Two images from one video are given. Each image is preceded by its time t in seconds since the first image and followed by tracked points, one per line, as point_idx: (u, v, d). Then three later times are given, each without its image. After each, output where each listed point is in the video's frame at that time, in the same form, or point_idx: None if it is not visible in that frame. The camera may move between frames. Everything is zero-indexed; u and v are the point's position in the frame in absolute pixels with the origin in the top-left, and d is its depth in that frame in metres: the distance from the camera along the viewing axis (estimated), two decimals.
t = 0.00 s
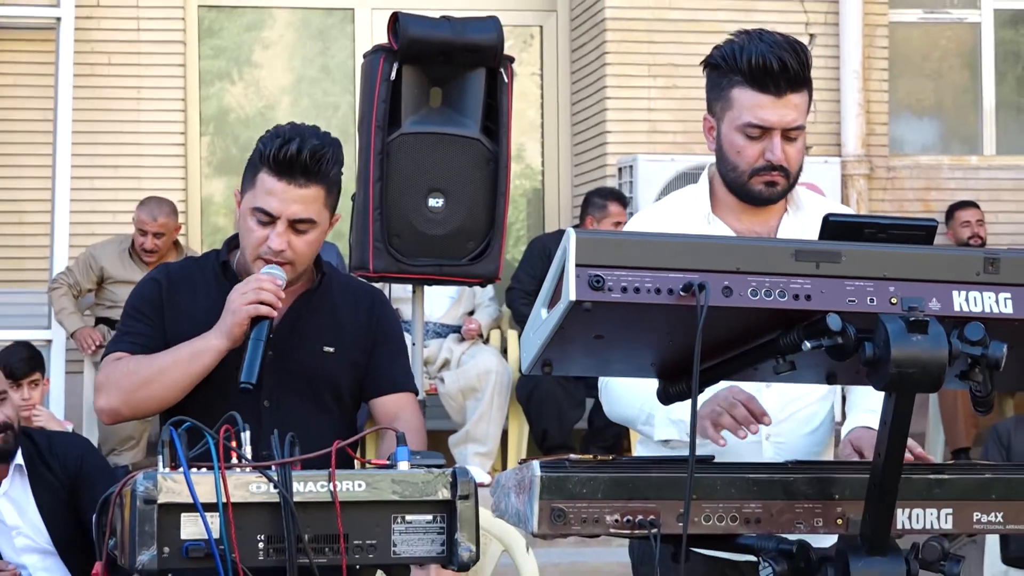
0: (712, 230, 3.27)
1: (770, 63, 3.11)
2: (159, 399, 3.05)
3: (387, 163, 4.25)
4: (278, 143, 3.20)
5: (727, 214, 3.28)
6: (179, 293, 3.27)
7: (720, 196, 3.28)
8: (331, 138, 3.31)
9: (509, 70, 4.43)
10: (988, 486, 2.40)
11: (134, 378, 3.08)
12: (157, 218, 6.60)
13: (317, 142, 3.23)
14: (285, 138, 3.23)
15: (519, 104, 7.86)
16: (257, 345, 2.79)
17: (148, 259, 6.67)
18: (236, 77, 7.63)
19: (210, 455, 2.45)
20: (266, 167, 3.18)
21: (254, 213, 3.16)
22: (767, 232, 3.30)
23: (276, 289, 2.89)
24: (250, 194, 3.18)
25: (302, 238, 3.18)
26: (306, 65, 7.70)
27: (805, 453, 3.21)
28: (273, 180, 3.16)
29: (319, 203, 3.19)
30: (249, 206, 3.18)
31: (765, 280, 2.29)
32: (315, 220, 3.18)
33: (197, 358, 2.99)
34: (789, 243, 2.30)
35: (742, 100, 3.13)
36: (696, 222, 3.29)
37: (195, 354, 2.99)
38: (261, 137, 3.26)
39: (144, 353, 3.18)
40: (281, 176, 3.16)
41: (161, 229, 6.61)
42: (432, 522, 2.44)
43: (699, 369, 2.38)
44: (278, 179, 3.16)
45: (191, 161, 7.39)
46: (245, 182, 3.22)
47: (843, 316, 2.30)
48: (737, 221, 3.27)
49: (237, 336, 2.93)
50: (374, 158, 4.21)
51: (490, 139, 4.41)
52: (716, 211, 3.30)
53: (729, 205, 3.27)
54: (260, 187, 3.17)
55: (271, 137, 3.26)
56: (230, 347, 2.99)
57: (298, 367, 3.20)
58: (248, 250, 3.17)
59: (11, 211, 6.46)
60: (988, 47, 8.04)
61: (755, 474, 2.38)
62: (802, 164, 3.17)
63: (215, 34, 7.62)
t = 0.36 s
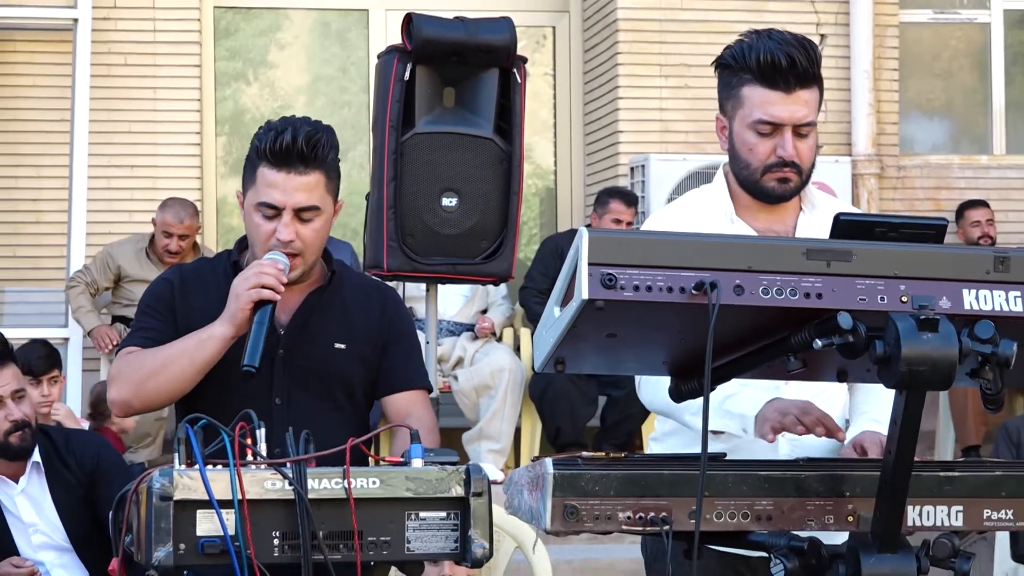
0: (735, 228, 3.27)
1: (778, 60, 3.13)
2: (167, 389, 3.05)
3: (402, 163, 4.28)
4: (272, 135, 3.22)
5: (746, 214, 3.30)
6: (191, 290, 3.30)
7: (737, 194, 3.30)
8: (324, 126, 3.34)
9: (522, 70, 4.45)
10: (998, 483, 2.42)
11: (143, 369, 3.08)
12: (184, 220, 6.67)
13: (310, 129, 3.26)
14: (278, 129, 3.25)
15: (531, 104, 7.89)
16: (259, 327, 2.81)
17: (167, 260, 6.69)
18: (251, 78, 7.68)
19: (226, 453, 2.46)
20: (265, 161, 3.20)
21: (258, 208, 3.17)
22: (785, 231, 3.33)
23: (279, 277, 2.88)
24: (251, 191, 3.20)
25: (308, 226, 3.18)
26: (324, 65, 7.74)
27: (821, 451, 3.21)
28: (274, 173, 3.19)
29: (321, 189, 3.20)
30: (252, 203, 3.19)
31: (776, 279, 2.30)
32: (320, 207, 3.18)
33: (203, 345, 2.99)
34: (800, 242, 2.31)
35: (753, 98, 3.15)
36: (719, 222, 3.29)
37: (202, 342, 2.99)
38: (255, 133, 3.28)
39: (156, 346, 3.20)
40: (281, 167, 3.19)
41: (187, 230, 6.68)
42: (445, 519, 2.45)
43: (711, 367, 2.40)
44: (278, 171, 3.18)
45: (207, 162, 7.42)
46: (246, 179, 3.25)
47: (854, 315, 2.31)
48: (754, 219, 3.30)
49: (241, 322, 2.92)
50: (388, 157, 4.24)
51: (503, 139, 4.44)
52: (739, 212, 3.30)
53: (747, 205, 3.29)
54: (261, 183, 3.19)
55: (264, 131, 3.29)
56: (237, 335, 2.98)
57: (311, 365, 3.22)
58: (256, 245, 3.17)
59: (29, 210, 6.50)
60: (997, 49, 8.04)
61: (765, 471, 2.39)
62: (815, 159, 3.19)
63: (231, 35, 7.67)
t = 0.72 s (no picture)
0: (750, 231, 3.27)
1: (797, 66, 3.11)
2: (175, 393, 3.05)
3: (409, 163, 4.29)
4: (276, 136, 3.23)
5: (761, 216, 3.30)
6: (199, 291, 3.30)
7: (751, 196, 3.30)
8: (328, 125, 3.34)
9: (529, 71, 4.46)
10: (1007, 484, 2.43)
11: (152, 371, 3.08)
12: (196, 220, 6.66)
13: (313, 129, 3.26)
14: (282, 130, 3.26)
15: (539, 105, 7.91)
16: (270, 333, 2.83)
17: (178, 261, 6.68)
18: (259, 78, 7.69)
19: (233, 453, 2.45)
20: (271, 162, 3.20)
21: (264, 209, 3.17)
22: (799, 234, 3.34)
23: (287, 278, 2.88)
24: (257, 192, 3.20)
25: (315, 226, 3.17)
26: (334, 66, 7.76)
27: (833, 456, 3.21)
28: (279, 173, 3.19)
29: (326, 189, 3.20)
30: (258, 203, 3.19)
31: (784, 279, 2.30)
32: (325, 207, 3.18)
33: (212, 350, 2.99)
34: (808, 243, 2.31)
35: (770, 103, 3.14)
36: (733, 224, 3.28)
37: (210, 346, 2.98)
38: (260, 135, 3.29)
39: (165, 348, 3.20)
40: (287, 168, 3.19)
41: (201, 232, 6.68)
42: (454, 520, 2.44)
43: (718, 367, 2.40)
44: (284, 172, 3.19)
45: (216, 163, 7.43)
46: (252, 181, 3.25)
47: (862, 315, 2.31)
48: (768, 222, 3.30)
49: (250, 325, 2.92)
50: (396, 159, 4.25)
51: (511, 140, 4.45)
52: (753, 215, 3.30)
53: (761, 207, 3.29)
54: (267, 183, 3.18)
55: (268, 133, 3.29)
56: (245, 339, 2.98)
57: (319, 365, 3.22)
58: (263, 247, 3.17)
59: (37, 210, 6.51)
60: (1006, 50, 8.03)
61: (773, 472, 2.39)
62: (832, 164, 3.18)
63: (238, 35, 7.67)
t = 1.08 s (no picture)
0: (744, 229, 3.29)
1: (800, 69, 3.11)
2: (180, 387, 3.04)
3: (413, 164, 4.28)
4: (279, 137, 3.23)
5: (759, 215, 3.31)
6: (203, 290, 3.31)
7: (749, 195, 3.31)
8: (331, 125, 3.34)
9: (533, 71, 4.46)
10: (1010, 485, 2.43)
11: (157, 367, 3.08)
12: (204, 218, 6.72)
13: (316, 128, 3.26)
14: (285, 130, 3.26)
15: (542, 105, 7.91)
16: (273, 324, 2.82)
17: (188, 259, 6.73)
18: (263, 79, 7.70)
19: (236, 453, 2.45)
20: (274, 163, 3.21)
21: (267, 209, 3.17)
22: (797, 231, 3.33)
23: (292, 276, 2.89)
24: (260, 192, 3.20)
25: (318, 226, 3.17)
26: (338, 66, 7.77)
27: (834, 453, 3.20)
28: (282, 174, 3.19)
29: (329, 190, 3.20)
30: (262, 203, 3.19)
31: (788, 280, 2.30)
32: (329, 207, 3.18)
33: (217, 343, 2.99)
34: (812, 243, 2.31)
35: (773, 106, 3.14)
36: (727, 222, 3.30)
37: (215, 340, 2.98)
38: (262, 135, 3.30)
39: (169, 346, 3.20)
40: (290, 169, 3.20)
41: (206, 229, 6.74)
42: (457, 520, 2.43)
43: (722, 367, 2.40)
44: (288, 172, 3.19)
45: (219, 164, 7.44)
46: (255, 181, 3.25)
47: (865, 316, 2.31)
48: (767, 222, 3.30)
49: (254, 317, 2.92)
50: (400, 160, 4.24)
51: (514, 140, 4.44)
52: (747, 212, 3.32)
53: (758, 206, 3.29)
54: (271, 184, 3.18)
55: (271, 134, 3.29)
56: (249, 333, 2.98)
57: (322, 366, 3.22)
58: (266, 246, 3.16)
59: (40, 211, 6.51)
60: (1009, 51, 8.03)
61: (776, 473, 2.39)
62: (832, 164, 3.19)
63: (242, 35, 7.68)
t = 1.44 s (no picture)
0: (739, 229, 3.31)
1: (785, 75, 3.10)
2: (186, 384, 3.04)
3: (417, 164, 4.29)
4: (278, 131, 3.23)
5: (755, 215, 3.30)
6: (206, 290, 3.31)
7: (746, 195, 3.31)
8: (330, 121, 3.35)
9: (537, 71, 4.45)
10: (1015, 486, 2.43)
11: (163, 365, 3.08)
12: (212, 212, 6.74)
13: (316, 122, 3.27)
14: (284, 124, 3.26)
15: (546, 105, 7.91)
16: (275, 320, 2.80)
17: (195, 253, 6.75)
18: (268, 79, 7.70)
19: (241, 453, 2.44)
20: (275, 157, 3.21)
21: (269, 204, 3.16)
22: (796, 232, 3.31)
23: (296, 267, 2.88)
24: (261, 188, 3.20)
25: (320, 220, 3.17)
26: (342, 65, 7.77)
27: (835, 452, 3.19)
28: (283, 168, 3.19)
29: (331, 183, 3.20)
30: (264, 199, 3.18)
31: (793, 280, 2.29)
32: (330, 200, 3.18)
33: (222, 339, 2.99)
34: (816, 243, 2.31)
35: (760, 110, 3.14)
36: (724, 221, 3.32)
37: (221, 334, 2.99)
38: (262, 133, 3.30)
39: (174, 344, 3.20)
40: (291, 161, 3.19)
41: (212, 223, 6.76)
42: (461, 521, 2.43)
43: (726, 368, 2.40)
44: (288, 166, 3.19)
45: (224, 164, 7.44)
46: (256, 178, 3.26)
47: (870, 316, 2.31)
48: (763, 222, 3.29)
49: (258, 313, 2.92)
50: (404, 160, 4.25)
51: (518, 139, 4.43)
52: (746, 213, 3.32)
53: (756, 208, 3.28)
54: (272, 179, 3.18)
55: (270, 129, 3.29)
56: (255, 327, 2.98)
57: (325, 367, 3.22)
58: (269, 243, 3.16)
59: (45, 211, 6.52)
60: (1013, 50, 8.02)
61: (782, 473, 2.39)
62: (825, 169, 3.18)
63: (245, 36, 7.68)
